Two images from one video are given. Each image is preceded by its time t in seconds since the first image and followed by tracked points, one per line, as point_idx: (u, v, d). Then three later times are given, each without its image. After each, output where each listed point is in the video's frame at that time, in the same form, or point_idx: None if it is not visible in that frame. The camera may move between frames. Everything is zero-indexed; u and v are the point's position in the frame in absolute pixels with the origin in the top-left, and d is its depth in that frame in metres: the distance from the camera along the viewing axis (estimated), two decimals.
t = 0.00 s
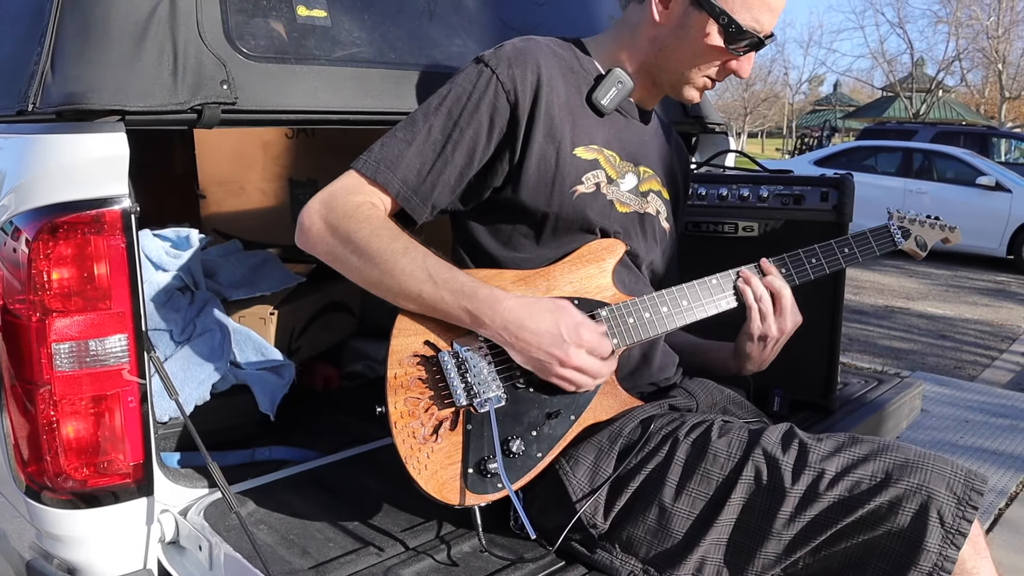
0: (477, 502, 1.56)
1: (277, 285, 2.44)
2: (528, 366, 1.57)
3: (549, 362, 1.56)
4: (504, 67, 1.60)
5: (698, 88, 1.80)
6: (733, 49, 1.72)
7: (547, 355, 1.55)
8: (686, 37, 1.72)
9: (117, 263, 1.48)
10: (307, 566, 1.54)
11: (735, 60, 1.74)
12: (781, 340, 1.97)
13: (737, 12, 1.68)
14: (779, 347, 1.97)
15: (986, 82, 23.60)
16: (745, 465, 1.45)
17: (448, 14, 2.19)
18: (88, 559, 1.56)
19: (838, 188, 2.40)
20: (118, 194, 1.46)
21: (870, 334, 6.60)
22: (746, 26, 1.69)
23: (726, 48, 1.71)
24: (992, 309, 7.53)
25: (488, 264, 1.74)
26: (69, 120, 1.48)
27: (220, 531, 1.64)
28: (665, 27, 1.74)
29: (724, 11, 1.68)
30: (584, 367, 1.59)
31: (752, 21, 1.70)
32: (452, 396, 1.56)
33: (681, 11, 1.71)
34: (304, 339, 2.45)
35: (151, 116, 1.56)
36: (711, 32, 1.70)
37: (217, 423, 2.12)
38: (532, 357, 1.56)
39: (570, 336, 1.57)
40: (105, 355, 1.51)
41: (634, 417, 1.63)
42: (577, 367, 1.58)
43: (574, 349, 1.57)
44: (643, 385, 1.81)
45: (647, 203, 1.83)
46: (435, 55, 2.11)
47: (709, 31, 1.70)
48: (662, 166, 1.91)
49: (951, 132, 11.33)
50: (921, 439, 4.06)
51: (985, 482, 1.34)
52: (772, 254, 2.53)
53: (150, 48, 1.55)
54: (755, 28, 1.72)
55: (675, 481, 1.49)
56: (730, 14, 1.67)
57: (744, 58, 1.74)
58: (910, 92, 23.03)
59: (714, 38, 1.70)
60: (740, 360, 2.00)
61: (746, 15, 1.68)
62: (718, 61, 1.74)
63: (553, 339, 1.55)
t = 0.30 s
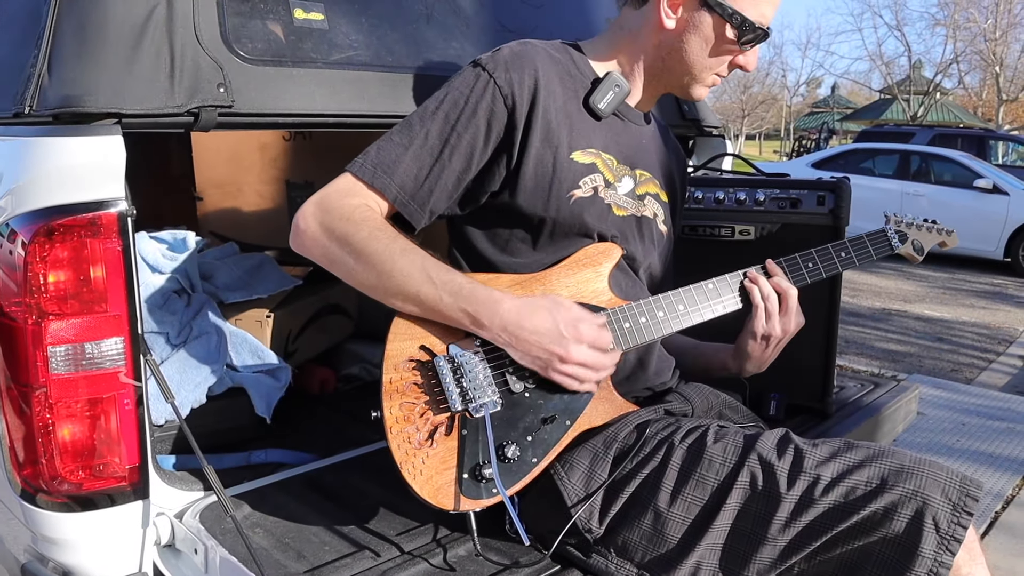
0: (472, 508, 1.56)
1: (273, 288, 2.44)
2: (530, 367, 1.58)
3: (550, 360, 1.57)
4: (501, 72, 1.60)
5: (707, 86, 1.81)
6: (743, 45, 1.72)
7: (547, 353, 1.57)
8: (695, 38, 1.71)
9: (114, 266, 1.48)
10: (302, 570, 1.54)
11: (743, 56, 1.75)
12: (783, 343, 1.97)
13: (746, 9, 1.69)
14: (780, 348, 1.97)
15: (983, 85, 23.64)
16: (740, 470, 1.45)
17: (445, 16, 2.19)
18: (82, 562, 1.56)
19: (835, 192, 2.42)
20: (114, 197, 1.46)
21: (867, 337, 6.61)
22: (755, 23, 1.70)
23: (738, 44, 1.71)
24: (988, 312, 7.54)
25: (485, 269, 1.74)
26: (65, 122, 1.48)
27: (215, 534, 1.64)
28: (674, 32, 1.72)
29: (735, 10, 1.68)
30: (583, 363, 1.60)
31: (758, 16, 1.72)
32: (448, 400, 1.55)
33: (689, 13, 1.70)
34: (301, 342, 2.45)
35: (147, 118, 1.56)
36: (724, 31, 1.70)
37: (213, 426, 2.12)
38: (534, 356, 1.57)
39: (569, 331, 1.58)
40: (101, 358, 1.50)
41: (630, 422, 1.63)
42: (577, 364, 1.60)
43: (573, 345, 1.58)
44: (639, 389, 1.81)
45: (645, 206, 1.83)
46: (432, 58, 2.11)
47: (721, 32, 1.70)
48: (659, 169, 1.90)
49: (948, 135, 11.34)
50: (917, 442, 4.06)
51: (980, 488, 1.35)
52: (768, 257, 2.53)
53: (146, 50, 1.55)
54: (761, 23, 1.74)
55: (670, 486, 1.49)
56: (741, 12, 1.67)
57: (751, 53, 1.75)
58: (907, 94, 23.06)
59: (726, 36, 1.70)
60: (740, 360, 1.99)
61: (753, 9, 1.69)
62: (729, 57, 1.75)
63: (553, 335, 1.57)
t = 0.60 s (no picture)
0: (469, 512, 1.56)
1: (270, 291, 2.43)
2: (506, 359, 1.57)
3: (525, 348, 1.55)
4: (496, 74, 1.61)
5: (702, 94, 1.81)
6: (736, 53, 1.72)
7: (522, 341, 1.55)
8: (691, 47, 1.72)
9: (109, 269, 1.48)
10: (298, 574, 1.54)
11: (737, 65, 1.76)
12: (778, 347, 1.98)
13: (741, 18, 1.70)
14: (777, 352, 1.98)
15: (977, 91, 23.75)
16: (737, 474, 1.45)
17: (441, 21, 2.20)
18: (75, 566, 1.55)
19: (830, 198, 2.42)
20: (109, 201, 1.45)
21: (861, 341, 6.62)
22: (749, 33, 1.71)
23: (732, 53, 1.72)
24: (982, 316, 7.57)
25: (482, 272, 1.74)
26: (61, 125, 1.47)
27: (210, 538, 1.63)
28: (668, 41, 1.73)
29: (729, 20, 1.69)
30: (559, 348, 1.58)
31: (752, 25, 1.72)
32: (446, 404, 1.55)
33: (683, 22, 1.70)
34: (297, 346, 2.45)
35: (144, 122, 1.56)
36: (717, 40, 1.70)
37: (209, 430, 2.11)
38: (509, 347, 1.56)
39: (540, 317, 1.56)
40: (96, 362, 1.50)
41: (626, 426, 1.63)
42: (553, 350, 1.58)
43: (547, 331, 1.56)
44: (636, 393, 1.79)
45: (640, 211, 1.83)
46: (429, 63, 2.12)
47: (714, 40, 1.71)
48: (655, 173, 1.90)
49: (942, 141, 11.39)
50: (912, 447, 4.07)
51: (975, 491, 1.36)
52: (763, 262, 2.54)
53: (143, 53, 1.55)
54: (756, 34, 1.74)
55: (667, 490, 1.49)
56: (735, 22, 1.68)
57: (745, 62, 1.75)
58: (902, 100, 23.16)
59: (720, 45, 1.71)
60: (738, 364, 2.00)
61: (747, 19, 1.70)
62: (723, 65, 1.75)
63: (525, 323, 1.55)
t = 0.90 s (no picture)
0: (468, 513, 1.56)
1: (270, 292, 2.43)
2: (462, 366, 1.53)
3: (480, 356, 1.49)
4: (491, 74, 1.60)
5: (705, 91, 1.81)
6: (736, 49, 1.73)
7: (477, 349, 1.49)
8: (689, 45, 1.73)
9: (110, 272, 1.48)
10: None
11: (738, 60, 1.76)
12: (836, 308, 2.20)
13: (739, 15, 1.70)
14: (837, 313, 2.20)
15: (976, 93, 23.78)
16: (736, 476, 1.46)
17: (442, 23, 2.20)
18: (74, 567, 1.56)
19: (829, 201, 2.42)
20: (111, 203, 1.46)
21: (860, 343, 6.63)
22: (748, 27, 1.71)
23: (732, 49, 1.73)
24: (981, 319, 7.58)
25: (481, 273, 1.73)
26: (63, 128, 1.48)
27: (211, 540, 1.63)
28: (666, 40, 1.74)
29: (727, 16, 1.69)
30: (519, 359, 1.51)
31: (750, 21, 1.74)
32: (446, 405, 1.56)
33: (682, 22, 1.71)
34: (297, 347, 2.45)
35: (145, 124, 1.56)
36: (716, 36, 1.71)
37: (209, 431, 2.11)
38: (466, 353, 1.51)
39: (499, 325, 1.49)
40: (97, 363, 1.50)
41: (626, 428, 1.63)
42: (510, 361, 1.51)
43: (504, 340, 1.49)
44: (636, 395, 1.79)
45: (640, 212, 1.83)
46: (430, 65, 2.12)
47: (714, 37, 1.71)
48: (655, 175, 1.90)
49: (941, 143, 11.40)
50: (911, 449, 4.07)
51: (973, 495, 1.36)
52: (764, 265, 2.54)
53: (145, 55, 1.55)
54: (754, 27, 1.75)
55: (666, 493, 1.49)
56: (734, 17, 1.69)
57: (745, 58, 1.75)
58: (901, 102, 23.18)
59: (719, 42, 1.72)
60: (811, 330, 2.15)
61: (746, 15, 1.71)
62: (723, 61, 1.76)
63: (482, 329, 1.49)
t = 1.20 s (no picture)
0: (470, 509, 1.56)
1: (274, 293, 2.45)
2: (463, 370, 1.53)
3: (477, 362, 1.50)
4: (495, 78, 1.61)
5: (706, 101, 1.84)
6: (738, 62, 1.75)
7: (474, 354, 1.50)
8: (692, 56, 1.75)
9: (116, 271, 1.50)
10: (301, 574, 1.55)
11: (740, 73, 1.78)
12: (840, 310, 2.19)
13: (743, 28, 1.72)
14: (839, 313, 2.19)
15: (979, 98, 23.78)
16: (739, 476, 1.47)
17: (447, 26, 2.22)
18: (78, 565, 1.56)
19: (832, 204, 2.44)
20: (117, 203, 1.47)
21: (862, 348, 6.63)
22: (751, 42, 1.73)
23: (735, 62, 1.75)
24: (983, 323, 7.58)
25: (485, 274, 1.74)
26: (71, 128, 1.50)
27: (214, 539, 1.64)
28: (670, 51, 1.75)
29: (731, 30, 1.71)
30: (515, 364, 1.50)
31: (755, 34, 1.75)
32: (449, 403, 1.57)
33: (686, 32, 1.73)
34: (300, 348, 2.46)
35: (152, 125, 1.58)
36: (719, 49, 1.73)
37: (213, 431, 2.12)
38: (464, 359, 1.51)
39: (494, 331, 1.49)
40: (103, 363, 1.51)
41: (629, 428, 1.64)
42: (507, 366, 1.51)
43: (499, 346, 1.49)
44: (638, 396, 1.80)
45: (643, 215, 1.84)
46: (434, 68, 2.14)
47: (716, 50, 1.73)
48: (658, 177, 1.91)
49: (944, 148, 11.41)
50: (913, 452, 4.07)
51: (974, 495, 1.37)
52: (767, 268, 2.55)
53: (152, 57, 1.57)
54: (757, 41, 1.77)
55: (668, 491, 1.50)
56: (737, 32, 1.70)
57: (747, 71, 1.78)
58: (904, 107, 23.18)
59: (722, 55, 1.74)
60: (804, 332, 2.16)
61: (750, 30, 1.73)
62: (726, 75, 1.78)
63: (478, 334, 1.49)
